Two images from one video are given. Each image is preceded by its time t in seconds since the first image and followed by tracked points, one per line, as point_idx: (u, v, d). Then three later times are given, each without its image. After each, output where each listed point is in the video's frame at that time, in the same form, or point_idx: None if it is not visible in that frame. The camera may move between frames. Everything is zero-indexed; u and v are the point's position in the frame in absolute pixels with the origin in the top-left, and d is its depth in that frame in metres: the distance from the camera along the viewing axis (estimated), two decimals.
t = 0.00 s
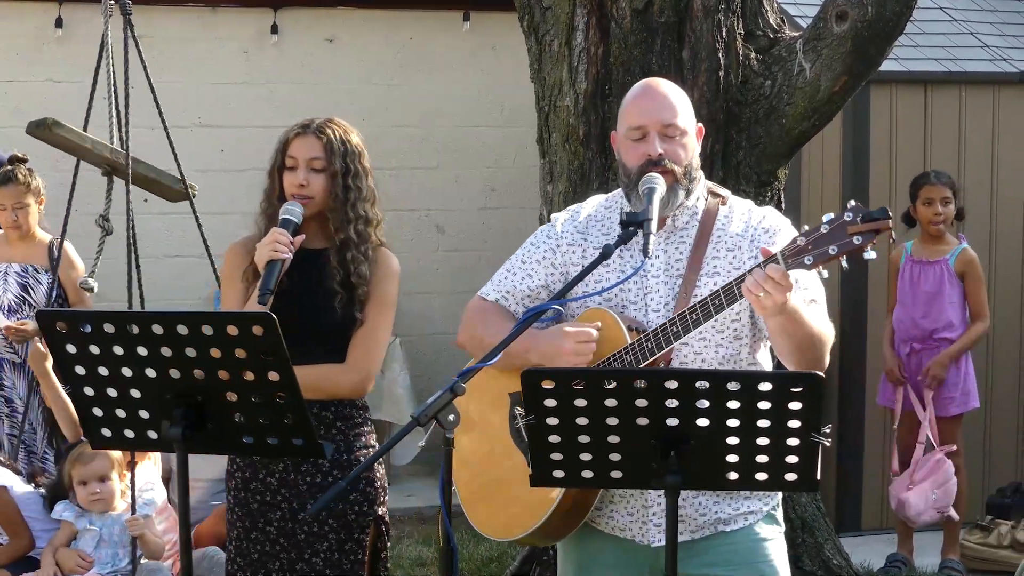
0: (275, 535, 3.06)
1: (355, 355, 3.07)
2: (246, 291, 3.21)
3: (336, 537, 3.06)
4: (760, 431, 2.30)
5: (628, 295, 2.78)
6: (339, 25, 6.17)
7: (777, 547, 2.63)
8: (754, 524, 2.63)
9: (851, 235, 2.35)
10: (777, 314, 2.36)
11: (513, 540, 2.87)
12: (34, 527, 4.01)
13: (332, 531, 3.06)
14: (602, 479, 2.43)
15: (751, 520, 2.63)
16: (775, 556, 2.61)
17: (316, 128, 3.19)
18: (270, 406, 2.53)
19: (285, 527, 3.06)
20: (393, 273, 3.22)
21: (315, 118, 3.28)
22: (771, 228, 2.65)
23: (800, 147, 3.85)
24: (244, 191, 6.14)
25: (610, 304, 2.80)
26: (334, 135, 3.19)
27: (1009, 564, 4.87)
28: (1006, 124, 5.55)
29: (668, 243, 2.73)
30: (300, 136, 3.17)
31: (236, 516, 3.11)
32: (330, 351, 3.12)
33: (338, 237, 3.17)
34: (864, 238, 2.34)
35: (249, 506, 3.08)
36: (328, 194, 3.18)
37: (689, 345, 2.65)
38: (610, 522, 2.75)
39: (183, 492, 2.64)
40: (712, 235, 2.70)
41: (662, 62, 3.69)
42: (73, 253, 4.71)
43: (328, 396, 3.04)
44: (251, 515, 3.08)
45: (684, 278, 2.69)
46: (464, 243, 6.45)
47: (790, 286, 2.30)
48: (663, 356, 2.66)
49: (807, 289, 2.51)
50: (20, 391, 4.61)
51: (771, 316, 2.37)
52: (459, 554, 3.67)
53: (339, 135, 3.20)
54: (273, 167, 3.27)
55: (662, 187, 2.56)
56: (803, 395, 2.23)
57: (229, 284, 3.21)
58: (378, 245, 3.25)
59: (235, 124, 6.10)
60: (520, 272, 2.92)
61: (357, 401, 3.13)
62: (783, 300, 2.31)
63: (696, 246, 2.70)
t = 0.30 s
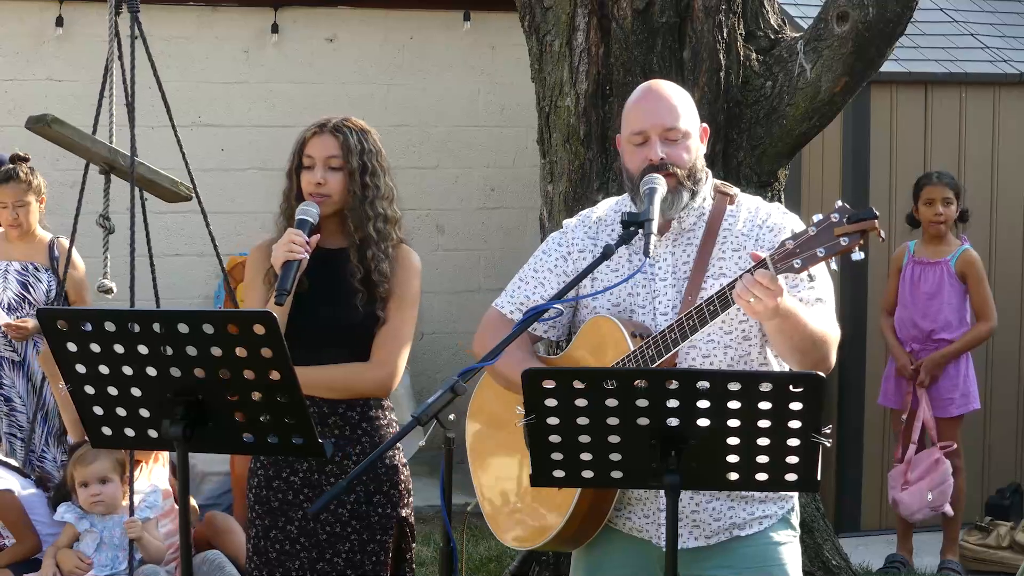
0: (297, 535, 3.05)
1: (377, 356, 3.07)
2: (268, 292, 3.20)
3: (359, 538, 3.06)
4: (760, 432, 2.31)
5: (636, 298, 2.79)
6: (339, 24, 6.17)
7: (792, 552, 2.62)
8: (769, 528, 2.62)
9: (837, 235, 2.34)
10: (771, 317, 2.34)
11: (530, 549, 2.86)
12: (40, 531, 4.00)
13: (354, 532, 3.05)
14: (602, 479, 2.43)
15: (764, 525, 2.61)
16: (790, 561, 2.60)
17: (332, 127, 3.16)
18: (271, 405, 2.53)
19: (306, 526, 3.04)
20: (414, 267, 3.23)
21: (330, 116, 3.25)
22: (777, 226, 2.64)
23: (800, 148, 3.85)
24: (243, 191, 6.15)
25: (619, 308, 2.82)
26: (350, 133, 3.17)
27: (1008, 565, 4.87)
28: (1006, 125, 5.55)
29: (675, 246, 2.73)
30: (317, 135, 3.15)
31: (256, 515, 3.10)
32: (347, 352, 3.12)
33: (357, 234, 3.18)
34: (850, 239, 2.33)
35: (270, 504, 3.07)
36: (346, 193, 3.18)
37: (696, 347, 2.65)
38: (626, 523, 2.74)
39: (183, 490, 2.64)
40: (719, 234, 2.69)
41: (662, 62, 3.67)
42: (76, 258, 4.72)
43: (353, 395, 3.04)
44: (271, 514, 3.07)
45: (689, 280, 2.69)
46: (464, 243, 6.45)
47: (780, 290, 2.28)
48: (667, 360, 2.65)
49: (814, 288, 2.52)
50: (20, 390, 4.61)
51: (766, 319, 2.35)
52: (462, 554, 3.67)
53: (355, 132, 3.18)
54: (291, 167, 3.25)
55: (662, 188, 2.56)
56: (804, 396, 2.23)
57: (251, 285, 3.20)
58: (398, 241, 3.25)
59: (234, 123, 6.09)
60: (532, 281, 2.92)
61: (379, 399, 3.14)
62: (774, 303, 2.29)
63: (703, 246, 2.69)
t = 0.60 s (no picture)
0: (308, 535, 3.04)
1: (389, 359, 3.06)
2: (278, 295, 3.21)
3: (372, 539, 3.06)
4: (758, 432, 2.31)
5: (640, 299, 2.79)
6: (337, 25, 6.17)
7: (801, 554, 2.61)
8: (779, 529, 2.61)
9: (830, 230, 2.32)
10: (769, 314, 2.31)
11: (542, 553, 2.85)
12: (34, 532, 3.99)
13: (367, 533, 3.05)
14: (601, 479, 2.43)
15: (774, 525, 2.60)
16: (798, 564, 2.59)
17: (336, 131, 3.17)
18: (269, 405, 2.53)
19: (319, 527, 3.03)
20: (424, 268, 3.22)
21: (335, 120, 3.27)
22: (780, 224, 2.63)
23: (799, 147, 3.85)
24: (242, 191, 6.14)
25: (622, 310, 2.82)
26: (354, 135, 3.19)
27: (1007, 565, 4.87)
28: (1006, 124, 5.55)
29: (678, 247, 2.73)
30: (321, 139, 3.16)
31: (267, 515, 3.10)
32: (353, 354, 3.11)
33: (365, 237, 3.18)
34: (843, 232, 2.31)
35: (283, 504, 3.06)
36: (352, 196, 3.18)
37: (699, 347, 2.65)
38: (635, 524, 2.73)
39: (181, 491, 2.64)
40: (722, 233, 2.69)
41: (660, 63, 3.67)
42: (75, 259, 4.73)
43: (362, 396, 3.04)
44: (283, 514, 3.06)
45: (691, 279, 2.69)
46: (462, 243, 6.45)
47: (774, 287, 2.27)
48: (669, 361, 2.64)
49: (817, 285, 2.52)
50: (20, 392, 4.60)
51: (764, 317, 2.33)
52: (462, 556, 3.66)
53: (360, 135, 3.20)
54: (298, 174, 3.27)
55: (660, 189, 2.55)
56: (802, 396, 2.23)
57: (261, 288, 3.22)
58: (406, 242, 3.25)
59: (232, 123, 6.09)
60: (538, 285, 2.93)
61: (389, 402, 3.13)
62: (769, 299, 2.28)
63: (706, 245, 2.69)
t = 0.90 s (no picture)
0: (304, 535, 3.04)
1: (388, 356, 3.06)
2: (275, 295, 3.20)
3: (367, 540, 3.06)
4: (757, 433, 2.31)
5: (642, 297, 2.79)
6: (337, 25, 6.17)
7: (800, 556, 2.62)
8: (778, 530, 2.61)
9: (828, 222, 2.32)
10: (767, 307, 2.32)
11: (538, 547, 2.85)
12: (22, 532, 4.00)
13: (363, 533, 3.05)
14: (600, 479, 2.43)
15: (773, 525, 2.60)
16: (797, 565, 2.60)
17: (332, 130, 3.17)
18: (268, 405, 2.53)
19: (315, 527, 3.03)
20: (422, 267, 3.21)
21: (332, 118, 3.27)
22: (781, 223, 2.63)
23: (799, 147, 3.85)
24: (241, 191, 6.14)
25: (624, 307, 2.82)
26: (350, 134, 3.18)
27: (1005, 566, 4.87)
28: (1005, 124, 5.55)
29: (680, 246, 2.73)
30: (318, 139, 3.17)
31: (263, 515, 3.10)
32: (352, 352, 3.11)
33: (362, 236, 3.18)
34: (841, 224, 2.30)
35: (279, 504, 3.06)
36: (349, 194, 3.17)
37: (700, 342, 2.65)
38: (633, 523, 2.73)
39: (181, 491, 2.64)
40: (723, 231, 2.69)
41: (660, 63, 3.68)
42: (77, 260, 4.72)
43: (362, 396, 3.03)
44: (279, 514, 3.06)
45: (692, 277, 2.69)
46: (462, 243, 6.45)
47: (773, 278, 2.27)
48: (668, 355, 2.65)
49: (817, 282, 2.52)
50: (22, 392, 4.60)
51: (762, 309, 2.33)
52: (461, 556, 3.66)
53: (355, 134, 3.19)
54: (295, 174, 3.27)
55: (660, 189, 2.56)
56: (801, 396, 2.23)
57: (260, 289, 3.21)
58: (403, 240, 3.25)
59: (231, 123, 6.09)
60: (539, 283, 2.93)
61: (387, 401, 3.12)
62: (766, 291, 2.28)
63: (707, 244, 2.69)
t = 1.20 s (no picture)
0: (290, 535, 3.07)
1: (373, 352, 3.08)
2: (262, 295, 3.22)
3: (350, 540, 3.07)
4: (757, 434, 2.31)
5: (638, 299, 2.79)
6: (337, 26, 6.17)
7: (795, 555, 2.63)
8: (772, 532, 2.62)
9: (827, 230, 2.32)
10: (764, 312, 2.33)
11: (527, 546, 2.86)
12: (10, 531, 4.01)
13: (346, 534, 3.07)
14: (600, 480, 2.44)
15: (767, 526, 2.61)
16: (792, 565, 2.61)
17: (322, 129, 3.20)
18: (268, 406, 2.54)
19: (300, 527, 3.06)
20: (408, 268, 3.22)
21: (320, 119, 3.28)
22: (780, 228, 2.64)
23: (798, 150, 3.86)
24: (241, 192, 6.14)
25: (620, 310, 2.81)
26: (340, 134, 3.21)
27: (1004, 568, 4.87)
28: (1004, 127, 5.56)
29: (678, 248, 2.74)
30: (308, 138, 3.18)
31: (251, 514, 3.13)
32: (346, 353, 3.13)
33: (350, 236, 3.20)
34: (840, 232, 2.30)
35: (264, 505, 3.09)
36: (337, 194, 3.19)
37: (696, 345, 2.66)
38: (627, 525, 2.74)
39: (182, 491, 2.64)
40: (722, 236, 2.70)
41: (660, 65, 3.68)
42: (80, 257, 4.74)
43: (348, 396, 3.05)
44: (264, 515, 3.09)
45: (690, 280, 2.69)
46: (461, 245, 6.45)
47: (771, 285, 2.27)
48: (664, 358, 2.65)
49: (813, 289, 2.53)
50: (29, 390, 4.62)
51: (759, 315, 2.34)
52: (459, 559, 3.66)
53: (346, 134, 3.22)
54: (284, 173, 3.29)
55: (660, 191, 2.56)
56: (801, 397, 2.24)
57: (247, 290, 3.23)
58: (392, 241, 3.26)
59: (231, 125, 6.09)
60: (536, 282, 2.94)
61: (373, 402, 3.14)
62: (765, 298, 2.28)
63: (705, 246, 2.70)
